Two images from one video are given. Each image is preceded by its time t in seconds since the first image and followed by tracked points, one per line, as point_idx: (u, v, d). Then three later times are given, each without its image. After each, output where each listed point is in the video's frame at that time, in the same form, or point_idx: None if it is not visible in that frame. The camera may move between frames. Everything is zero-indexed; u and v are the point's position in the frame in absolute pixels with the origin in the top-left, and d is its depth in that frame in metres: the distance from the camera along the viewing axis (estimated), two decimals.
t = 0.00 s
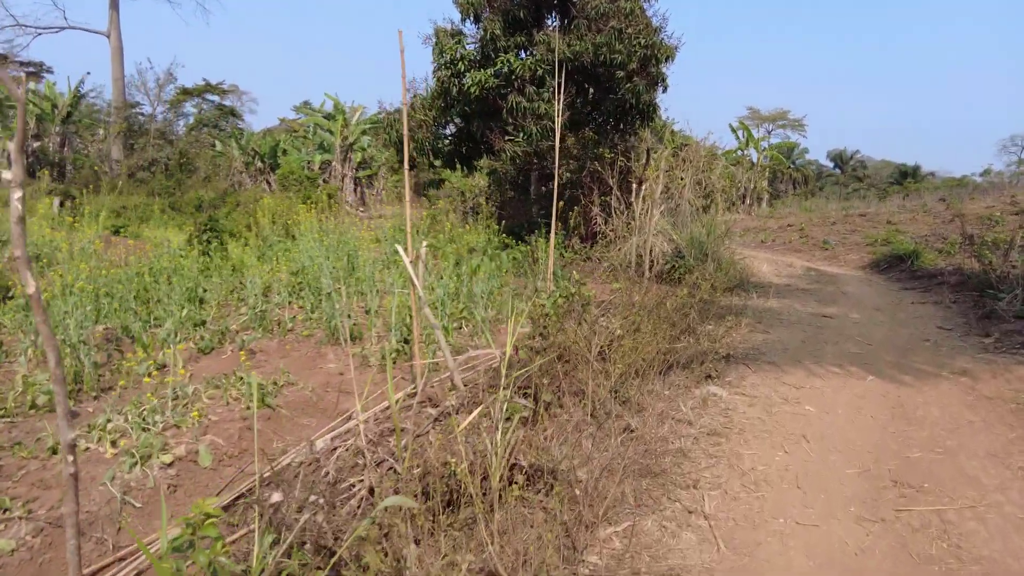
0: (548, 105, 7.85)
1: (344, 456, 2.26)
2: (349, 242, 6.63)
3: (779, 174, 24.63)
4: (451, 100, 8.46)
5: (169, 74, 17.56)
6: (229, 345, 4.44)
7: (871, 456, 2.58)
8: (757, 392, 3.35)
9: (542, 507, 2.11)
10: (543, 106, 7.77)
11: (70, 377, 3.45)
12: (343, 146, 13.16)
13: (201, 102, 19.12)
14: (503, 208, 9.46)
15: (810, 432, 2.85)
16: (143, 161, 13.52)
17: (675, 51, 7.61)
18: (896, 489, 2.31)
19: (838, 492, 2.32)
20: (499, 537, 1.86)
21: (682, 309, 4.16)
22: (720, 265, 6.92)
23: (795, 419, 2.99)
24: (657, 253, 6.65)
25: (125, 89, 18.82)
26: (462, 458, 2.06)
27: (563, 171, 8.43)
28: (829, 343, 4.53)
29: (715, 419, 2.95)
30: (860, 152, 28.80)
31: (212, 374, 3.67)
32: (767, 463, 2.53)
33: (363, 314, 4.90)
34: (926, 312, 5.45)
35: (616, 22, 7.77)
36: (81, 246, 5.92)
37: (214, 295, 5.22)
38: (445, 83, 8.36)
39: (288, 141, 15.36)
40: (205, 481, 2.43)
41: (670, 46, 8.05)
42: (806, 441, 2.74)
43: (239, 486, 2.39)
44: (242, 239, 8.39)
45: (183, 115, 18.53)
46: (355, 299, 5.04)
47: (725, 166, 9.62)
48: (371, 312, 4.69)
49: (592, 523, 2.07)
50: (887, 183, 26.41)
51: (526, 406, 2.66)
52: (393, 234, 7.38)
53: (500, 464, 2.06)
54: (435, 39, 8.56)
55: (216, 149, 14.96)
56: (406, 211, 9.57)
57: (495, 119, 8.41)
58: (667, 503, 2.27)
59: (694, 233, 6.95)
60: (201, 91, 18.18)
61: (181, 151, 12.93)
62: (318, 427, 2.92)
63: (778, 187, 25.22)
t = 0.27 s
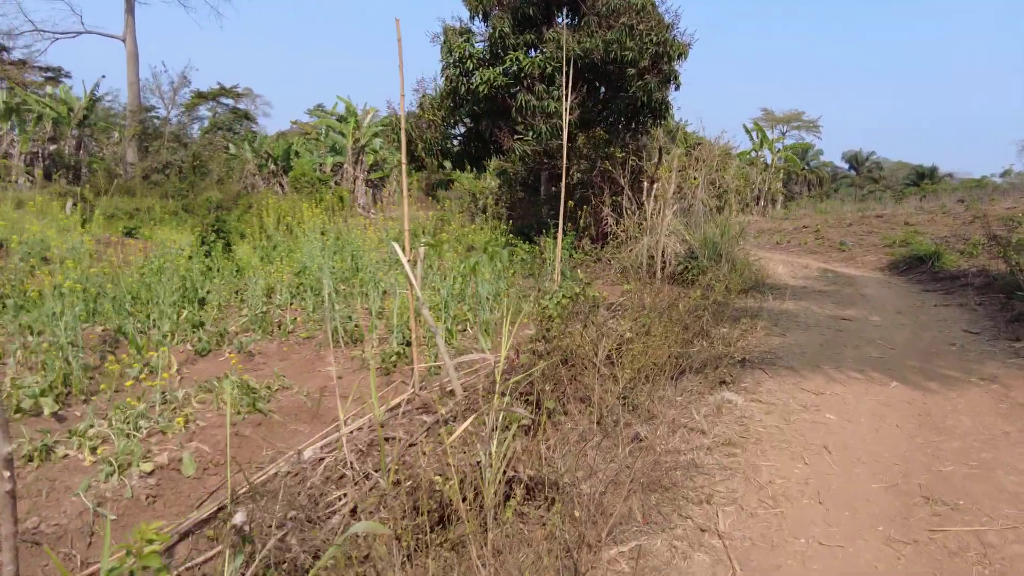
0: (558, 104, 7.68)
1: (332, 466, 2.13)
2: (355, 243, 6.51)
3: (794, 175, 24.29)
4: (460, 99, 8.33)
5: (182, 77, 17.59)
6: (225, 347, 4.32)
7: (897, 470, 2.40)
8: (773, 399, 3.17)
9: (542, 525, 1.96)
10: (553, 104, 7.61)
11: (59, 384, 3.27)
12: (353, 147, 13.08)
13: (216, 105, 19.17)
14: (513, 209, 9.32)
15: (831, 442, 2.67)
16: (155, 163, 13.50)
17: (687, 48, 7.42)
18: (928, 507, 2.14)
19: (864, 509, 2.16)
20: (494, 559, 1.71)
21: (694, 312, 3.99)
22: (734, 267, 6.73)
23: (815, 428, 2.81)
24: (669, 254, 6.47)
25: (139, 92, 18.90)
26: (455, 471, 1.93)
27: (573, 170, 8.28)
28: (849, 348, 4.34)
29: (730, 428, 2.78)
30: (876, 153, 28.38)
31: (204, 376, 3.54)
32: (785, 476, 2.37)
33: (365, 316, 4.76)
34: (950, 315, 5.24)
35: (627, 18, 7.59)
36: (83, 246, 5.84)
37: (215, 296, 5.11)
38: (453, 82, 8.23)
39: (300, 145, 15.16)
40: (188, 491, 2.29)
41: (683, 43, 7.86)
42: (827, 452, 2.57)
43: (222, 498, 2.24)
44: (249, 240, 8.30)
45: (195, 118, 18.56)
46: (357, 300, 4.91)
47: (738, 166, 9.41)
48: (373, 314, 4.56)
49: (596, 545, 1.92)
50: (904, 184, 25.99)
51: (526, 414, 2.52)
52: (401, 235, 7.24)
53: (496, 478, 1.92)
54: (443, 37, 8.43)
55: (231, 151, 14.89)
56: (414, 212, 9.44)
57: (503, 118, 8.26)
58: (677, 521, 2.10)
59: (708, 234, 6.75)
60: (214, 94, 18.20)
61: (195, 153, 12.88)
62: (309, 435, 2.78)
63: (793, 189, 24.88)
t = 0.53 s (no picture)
0: (565, 101, 7.47)
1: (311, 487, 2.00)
2: (357, 243, 6.35)
3: (805, 175, 23.94)
4: (464, 97, 8.14)
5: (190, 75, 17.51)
6: (216, 351, 4.17)
7: (927, 495, 2.22)
8: (788, 412, 2.98)
9: (536, 559, 1.79)
10: (559, 101, 7.40)
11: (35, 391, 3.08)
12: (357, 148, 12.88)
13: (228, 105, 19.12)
14: (519, 208, 9.14)
15: (853, 461, 2.48)
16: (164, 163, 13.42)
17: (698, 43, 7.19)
18: (964, 539, 2.00)
19: (895, 539, 2.01)
20: None
21: (705, 317, 3.78)
22: (745, 268, 6.51)
23: (834, 444, 2.62)
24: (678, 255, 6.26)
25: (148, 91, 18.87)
26: (443, 499, 1.79)
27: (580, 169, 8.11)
28: (867, 354, 4.12)
29: (742, 444, 2.60)
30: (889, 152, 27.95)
31: (187, 385, 3.37)
32: (802, 500, 2.20)
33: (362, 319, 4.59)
34: (972, 320, 5.00)
35: (636, 12, 7.36)
36: (75, 245, 5.67)
37: (210, 298, 4.95)
38: (457, 78, 8.03)
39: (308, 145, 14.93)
40: (155, 513, 2.13)
41: (693, 38, 7.62)
42: (848, 470, 2.40)
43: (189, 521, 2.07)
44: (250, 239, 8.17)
45: (205, 117, 18.48)
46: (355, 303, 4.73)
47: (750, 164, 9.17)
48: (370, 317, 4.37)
49: None
50: (917, 184, 25.57)
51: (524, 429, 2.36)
52: (405, 235, 7.07)
53: (485, 508, 1.76)
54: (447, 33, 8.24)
55: (241, 151, 14.78)
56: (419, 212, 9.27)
57: (509, 116, 8.07)
58: (684, 553, 1.94)
59: (719, 234, 6.53)
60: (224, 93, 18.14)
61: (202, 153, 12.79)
62: (293, 447, 2.61)
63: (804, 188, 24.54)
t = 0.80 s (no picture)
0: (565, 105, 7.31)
1: (277, 520, 1.86)
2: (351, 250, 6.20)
3: (808, 179, 23.74)
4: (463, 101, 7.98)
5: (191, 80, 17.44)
6: (197, 364, 4.02)
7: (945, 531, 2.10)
8: (794, 432, 2.81)
9: None
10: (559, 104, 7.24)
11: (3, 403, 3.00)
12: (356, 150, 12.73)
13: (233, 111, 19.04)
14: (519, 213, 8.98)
15: (864, 490, 2.33)
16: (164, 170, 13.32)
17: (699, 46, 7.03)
18: None
19: None
20: None
21: (707, 329, 3.58)
22: (748, 276, 6.33)
23: (843, 469, 2.47)
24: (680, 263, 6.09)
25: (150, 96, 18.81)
26: (425, 542, 1.67)
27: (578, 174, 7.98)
28: (874, 367, 3.95)
29: (744, 470, 2.45)
30: (892, 157, 27.73)
31: (157, 404, 3.22)
32: (809, 536, 2.10)
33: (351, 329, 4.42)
34: (983, 331, 4.83)
35: (635, 14, 7.21)
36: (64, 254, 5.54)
37: (196, 308, 4.79)
38: (455, 82, 7.89)
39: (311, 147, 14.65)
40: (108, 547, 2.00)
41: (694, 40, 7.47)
42: (858, 502, 2.27)
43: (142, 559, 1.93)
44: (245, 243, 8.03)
45: (208, 122, 18.39)
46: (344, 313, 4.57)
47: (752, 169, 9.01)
48: (357, 328, 4.22)
49: None
50: (921, 188, 25.35)
51: (509, 454, 2.20)
52: (401, 241, 6.91)
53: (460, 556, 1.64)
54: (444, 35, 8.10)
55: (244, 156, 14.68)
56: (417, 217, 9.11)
57: (507, 119, 7.91)
58: None
59: (721, 241, 6.35)
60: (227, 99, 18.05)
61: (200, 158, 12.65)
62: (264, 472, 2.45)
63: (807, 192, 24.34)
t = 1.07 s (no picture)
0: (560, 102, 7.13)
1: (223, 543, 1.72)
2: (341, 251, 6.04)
3: (809, 180, 23.56)
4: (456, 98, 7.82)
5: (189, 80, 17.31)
6: (171, 368, 3.86)
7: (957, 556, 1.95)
8: (792, 440, 2.64)
9: None
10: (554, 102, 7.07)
11: None
12: (354, 149, 12.38)
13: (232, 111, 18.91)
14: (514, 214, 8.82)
15: (867, 505, 2.17)
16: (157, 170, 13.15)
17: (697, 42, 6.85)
18: None
19: None
20: None
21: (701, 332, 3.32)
22: (747, 276, 6.15)
23: (844, 480, 2.32)
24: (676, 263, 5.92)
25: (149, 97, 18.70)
26: (392, 570, 1.56)
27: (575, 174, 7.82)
28: (877, 371, 3.79)
29: (739, 482, 2.29)
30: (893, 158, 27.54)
31: (123, 411, 3.04)
32: (809, 556, 1.96)
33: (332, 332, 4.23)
34: (990, 333, 4.66)
35: (632, 9, 7.03)
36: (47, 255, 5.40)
37: (177, 311, 4.64)
38: (448, 80, 7.74)
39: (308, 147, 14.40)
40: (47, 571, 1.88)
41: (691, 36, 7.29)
42: (862, 518, 2.12)
43: None
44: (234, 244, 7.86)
45: (206, 122, 18.25)
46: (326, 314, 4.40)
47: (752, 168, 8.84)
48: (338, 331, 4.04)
49: None
50: (922, 189, 25.15)
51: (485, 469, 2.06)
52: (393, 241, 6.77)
53: None
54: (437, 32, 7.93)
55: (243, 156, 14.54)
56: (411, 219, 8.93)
57: (501, 117, 7.74)
58: None
59: (719, 242, 6.16)
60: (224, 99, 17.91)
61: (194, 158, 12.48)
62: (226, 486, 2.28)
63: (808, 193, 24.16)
